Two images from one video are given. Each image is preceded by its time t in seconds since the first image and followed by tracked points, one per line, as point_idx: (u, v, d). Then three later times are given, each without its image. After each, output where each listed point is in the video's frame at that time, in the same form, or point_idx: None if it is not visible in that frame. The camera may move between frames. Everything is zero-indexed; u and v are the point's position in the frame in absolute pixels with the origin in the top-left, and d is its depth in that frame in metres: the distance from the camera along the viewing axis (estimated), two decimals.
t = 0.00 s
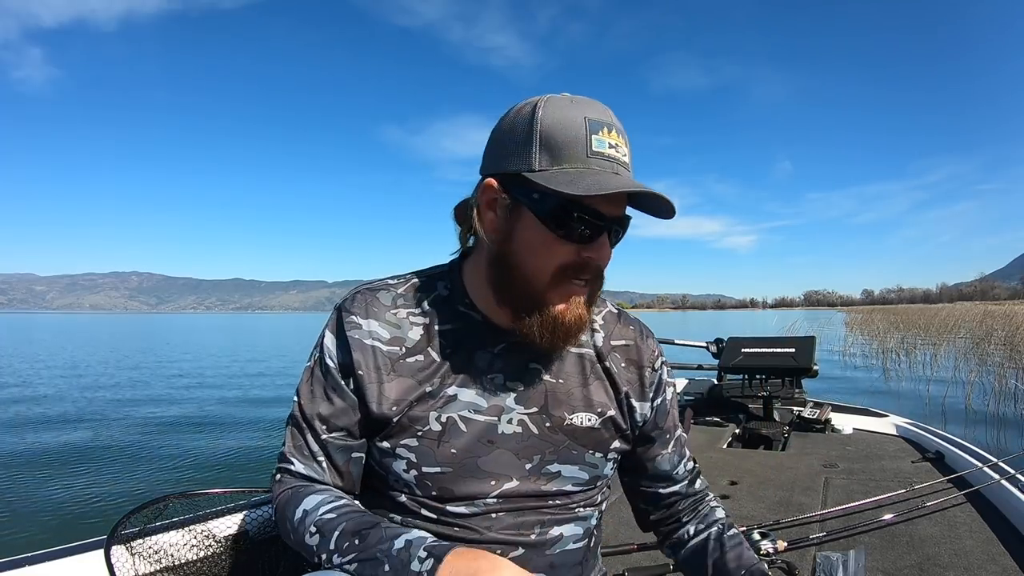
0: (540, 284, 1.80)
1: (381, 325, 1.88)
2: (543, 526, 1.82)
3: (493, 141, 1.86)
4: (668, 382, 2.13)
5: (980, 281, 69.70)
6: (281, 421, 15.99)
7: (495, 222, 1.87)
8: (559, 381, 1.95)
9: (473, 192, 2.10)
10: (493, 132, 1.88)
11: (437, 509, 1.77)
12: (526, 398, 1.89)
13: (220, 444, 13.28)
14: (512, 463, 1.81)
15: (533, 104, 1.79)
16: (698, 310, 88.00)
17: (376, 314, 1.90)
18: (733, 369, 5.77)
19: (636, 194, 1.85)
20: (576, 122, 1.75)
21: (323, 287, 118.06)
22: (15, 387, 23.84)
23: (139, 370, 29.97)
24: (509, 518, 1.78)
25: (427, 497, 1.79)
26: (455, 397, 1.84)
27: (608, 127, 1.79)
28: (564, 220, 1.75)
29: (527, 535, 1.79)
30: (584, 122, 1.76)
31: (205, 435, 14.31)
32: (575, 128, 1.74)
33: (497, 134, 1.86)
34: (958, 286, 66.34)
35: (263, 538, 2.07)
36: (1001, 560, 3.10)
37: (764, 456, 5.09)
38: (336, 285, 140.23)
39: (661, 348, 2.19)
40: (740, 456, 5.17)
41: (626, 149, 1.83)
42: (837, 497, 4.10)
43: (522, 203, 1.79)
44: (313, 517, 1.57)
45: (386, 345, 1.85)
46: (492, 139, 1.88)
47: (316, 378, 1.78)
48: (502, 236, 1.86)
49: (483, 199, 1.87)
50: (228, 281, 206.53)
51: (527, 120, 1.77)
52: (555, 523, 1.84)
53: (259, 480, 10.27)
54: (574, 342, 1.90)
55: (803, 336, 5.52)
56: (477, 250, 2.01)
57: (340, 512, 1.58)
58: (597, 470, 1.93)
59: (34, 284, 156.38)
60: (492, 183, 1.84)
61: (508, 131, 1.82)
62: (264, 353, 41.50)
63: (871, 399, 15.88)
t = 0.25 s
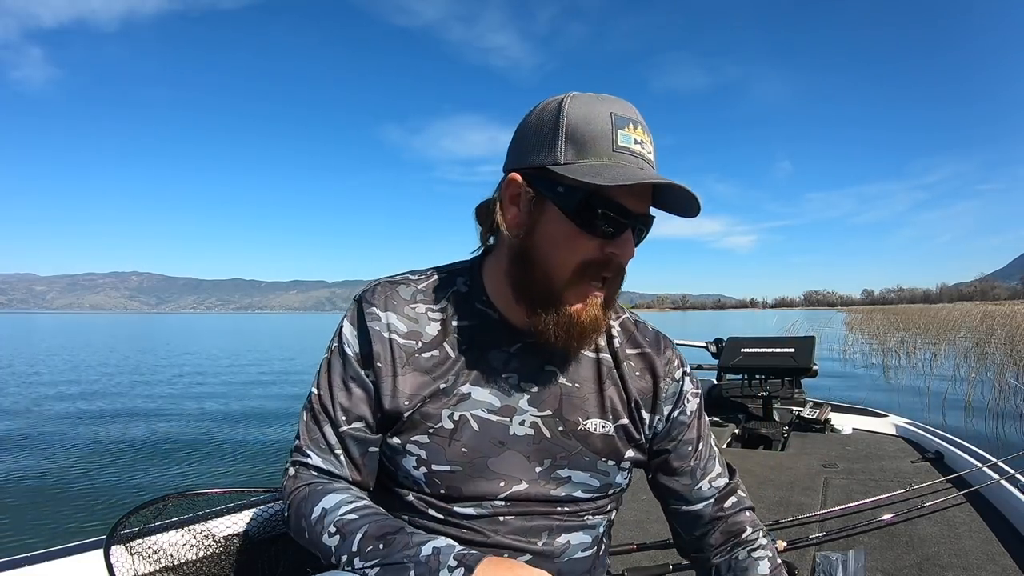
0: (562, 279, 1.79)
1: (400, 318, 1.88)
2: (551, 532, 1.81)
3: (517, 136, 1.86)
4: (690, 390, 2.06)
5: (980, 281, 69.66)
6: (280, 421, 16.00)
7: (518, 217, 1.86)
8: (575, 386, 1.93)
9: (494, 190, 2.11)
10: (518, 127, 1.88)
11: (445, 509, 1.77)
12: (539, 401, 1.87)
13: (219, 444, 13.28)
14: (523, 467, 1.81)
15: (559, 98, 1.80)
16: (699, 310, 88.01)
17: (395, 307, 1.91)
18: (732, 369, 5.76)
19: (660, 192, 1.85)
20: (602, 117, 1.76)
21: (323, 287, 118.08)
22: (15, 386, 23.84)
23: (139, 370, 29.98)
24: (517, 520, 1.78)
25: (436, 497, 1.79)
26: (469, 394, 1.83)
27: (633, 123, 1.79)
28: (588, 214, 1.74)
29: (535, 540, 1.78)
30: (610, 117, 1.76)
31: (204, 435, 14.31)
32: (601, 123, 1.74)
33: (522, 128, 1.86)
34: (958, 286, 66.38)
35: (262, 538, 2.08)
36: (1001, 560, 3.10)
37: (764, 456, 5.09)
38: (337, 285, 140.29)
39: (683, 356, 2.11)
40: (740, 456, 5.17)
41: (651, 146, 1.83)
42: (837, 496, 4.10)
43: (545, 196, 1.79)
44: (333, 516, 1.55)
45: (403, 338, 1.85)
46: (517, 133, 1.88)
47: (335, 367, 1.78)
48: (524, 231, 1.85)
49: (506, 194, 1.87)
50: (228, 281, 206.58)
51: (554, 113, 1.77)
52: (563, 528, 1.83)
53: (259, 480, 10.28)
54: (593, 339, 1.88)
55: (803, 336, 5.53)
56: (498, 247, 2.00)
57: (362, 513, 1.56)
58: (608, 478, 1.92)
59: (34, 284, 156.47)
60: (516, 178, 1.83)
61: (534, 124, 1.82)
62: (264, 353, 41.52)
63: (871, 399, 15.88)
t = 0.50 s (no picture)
0: (572, 293, 1.75)
1: (406, 320, 1.88)
2: (552, 538, 1.81)
3: (533, 141, 1.81)
4: (704, 400, 2.02)
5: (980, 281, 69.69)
6: (281, 421, 16.01)
7: (529, 225, 1.83)
8: (584, 397, 1.91)
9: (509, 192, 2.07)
10: (535, 131, 1.83)
11: (446, 513, 1.78)
12: (546, 411, 1.86)
13: (219, 444, 13.29)
14: (526, 475, 1.80)
15: (577, 105, 1.75)
16: (699, 310, 88.05)
17: (403, 309, 1.91)
18: (732, 369, 5.76)
19: (677, 208, 1.78)
20: (620, 128, 1.70)
21: (324, 287, 118.11)
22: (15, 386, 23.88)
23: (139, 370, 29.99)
24: (519, 527, 1.78)
25: (439, 501, 1.79)
26: (473, 401, 1.83)
27: (653, 134, 1.73)
28: (601, 229, 1.69)
29: (536, 546, 1.78)
30: (629, 127, 1.70)
31: (204, 436, 14.31)
32: (618, 134, 1.69)
33: (538, 134, 1.81)
34: (958, 286, 66.44)
35: (261, 538, 2.09)
36: (1000, 560, 3.10)
37: (764, 456, 5.10)
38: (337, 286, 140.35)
39: (695, 365, 2.08)
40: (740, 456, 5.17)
41: (670, 159, 1.77)
42: (837, 496, 4.10)
43: (557, 207, 1.74)
44: (329, 515, 1.55)
45: (409, 341, 1.85)
46: (533, 138, 1.84)
47: (340, 367, 1.79)
48: (534, 241, 1.82)
49: (519, 201, 1.83)
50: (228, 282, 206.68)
51: (570, 121, 1.73)
52: (565, 534, 1.83)
53: (258, 480, 10.29)
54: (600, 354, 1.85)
55: (803, 336, 5.53)
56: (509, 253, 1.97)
57: (357, 512, 1.55)
58: (612, 490, 1.91)
59: (34, 284, 156.61)
60: (528, 185, 1.79)
61: (550, 131, 1.77)
62: (264, 353, 41.54)
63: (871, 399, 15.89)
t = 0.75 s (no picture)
0: (570, 293, 1.76)
1: (408, 320, 1.88)
2: (552, 536, 1.81)
3: (534, 142, 1.82)
4: (704, 400, 2.03)
5: (980, 281, 69.71)
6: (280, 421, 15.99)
7: (530, 226, 1.83)
8: (584, 397, 1.90)
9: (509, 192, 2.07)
10: (536, 132, 1.83)
11: (447, 512, 1.78)
12: (546, 411, 1.86)
13: (219, 444, 13.29)
14: (527, 475, 1.80)
15: (579, 107, 1.75)
16: (699, 310, 88.08)
17: (404, 309, 1.90)
18: (732, 369, 5.76)
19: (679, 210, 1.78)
20: (622, 129, 1.70)
21: (323, 287, 118.13)
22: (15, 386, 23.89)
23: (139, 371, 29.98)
24: (519, 526, 1.78)
25: (440, 501, 1.79)
26: (475, 401, 1.83)
27: (655, 136, 1.73)
28: (602, 230, 1.69)
29: (536, 544, 1.78)
30: (631, 129, 1.69)
31: (203, 436, 14.30)
32: (620, 136, 1.68)
33: (540, 134, 1.81)
34: (958, 286, 66.47)
35: (262, 538, 2.09)
36: (1000, 560, 3.10)
37: (764, 456, 5.09)
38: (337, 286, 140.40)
39: (694, 365, 2.09)
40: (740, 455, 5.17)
41: (672, 161, 1.77)
42: (836, 496, 4.10)
43: (558, 208, 1.74)
44: (329, 518, 1.55)
45: (411, 340, 1.84)
46: (534, 139, 1.83)
47: (343, 367, 1.79)
48: (535, 241, 1.82)
49: (519, 203, 1.83)
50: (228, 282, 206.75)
51: (572, 123, 1.73)
52: (565, 533, 1.83)
53: (258, 481, 10.27)
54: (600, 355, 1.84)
55: (803, 336, 5.54)
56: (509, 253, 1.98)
57: (357, 515, 1.55)
58: (611, 489, 1.91)
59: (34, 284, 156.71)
60: (529, 187, 1.79)
61: (552, 132, 1.77)
62: (264, 353, 41.52)
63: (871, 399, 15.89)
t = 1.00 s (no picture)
0: (559, 290, 1.76)
1: (404, 318, 1.88)
2: (551, 533, 1.80)
3: (521, 140, 1.82)
4: (703, 390, 2.04)
5: (979, 281, 69.71)
6: (280, 421, 15.99)
7: (518, 223, 1.83)
8: (580, 394, 1.91)
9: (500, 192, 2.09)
10: (523, 131, 1.84)
11: (446, 509, 1.78)
12: (542, 407, 1.86)
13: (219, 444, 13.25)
14: (524, 472, 1.80)
15: (563, 103, 1.75)
16: (698, 310, 88.07)
17: (401, 308, 1.90)
18: (732, 369, 5.77)
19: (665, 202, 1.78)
20: (604, 124, 1.70)
21: (323, 287, 118.04)
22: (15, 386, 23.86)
23: (138, 371, 29.95)
24: (517, 523, 1.77)
25: (438, 498, 1.79)
26: (471, 400, 1.83)
27: (637, 130, 1.74)
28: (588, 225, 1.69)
29: (534, 541, 1.78)
30: (613, 124, 1.70)
31: (202, 436, 14.27)
32: (602, 131, 1.69)
33: (526, 132, 1.82)
34: (958, 286, 66.47)
35: (261, 538, 2.08)
36: (1000, 560, 3.10)
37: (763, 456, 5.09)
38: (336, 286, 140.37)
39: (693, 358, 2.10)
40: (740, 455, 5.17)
41: (656, 154, 1.77)
42: (836, 496, 4.10)
43: (544, 205, 1.75)
44: (318, 517, 1.55)
45: (407, 339, 1.84)
46: (521, 137, 1.84)
47: (341, 365, 1.79)
48: (523, 238, 1.83)
49: (507, 200, 1.84)
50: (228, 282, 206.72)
51: (556, 120, 1.73)
52: (563, 530, 1.83)
53: (257, 480, 10.26)
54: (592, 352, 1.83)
55: (803, 336, 5.53)
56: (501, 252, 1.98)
57: (344, 511, 1.55)
58: (609, 485, 1.90)
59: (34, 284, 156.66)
60: (516, 184, 1.80)
61: (537, 129, 1.78)
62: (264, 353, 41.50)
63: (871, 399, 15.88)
